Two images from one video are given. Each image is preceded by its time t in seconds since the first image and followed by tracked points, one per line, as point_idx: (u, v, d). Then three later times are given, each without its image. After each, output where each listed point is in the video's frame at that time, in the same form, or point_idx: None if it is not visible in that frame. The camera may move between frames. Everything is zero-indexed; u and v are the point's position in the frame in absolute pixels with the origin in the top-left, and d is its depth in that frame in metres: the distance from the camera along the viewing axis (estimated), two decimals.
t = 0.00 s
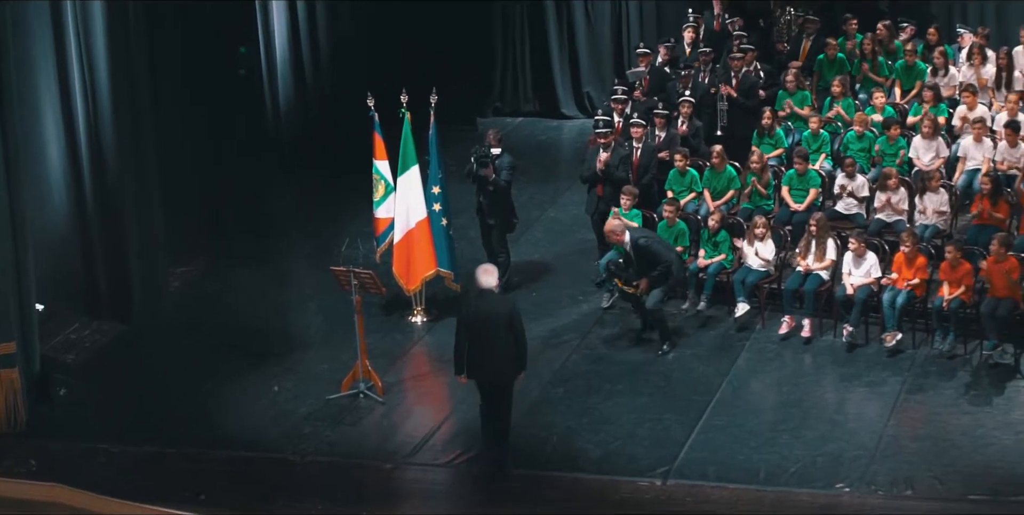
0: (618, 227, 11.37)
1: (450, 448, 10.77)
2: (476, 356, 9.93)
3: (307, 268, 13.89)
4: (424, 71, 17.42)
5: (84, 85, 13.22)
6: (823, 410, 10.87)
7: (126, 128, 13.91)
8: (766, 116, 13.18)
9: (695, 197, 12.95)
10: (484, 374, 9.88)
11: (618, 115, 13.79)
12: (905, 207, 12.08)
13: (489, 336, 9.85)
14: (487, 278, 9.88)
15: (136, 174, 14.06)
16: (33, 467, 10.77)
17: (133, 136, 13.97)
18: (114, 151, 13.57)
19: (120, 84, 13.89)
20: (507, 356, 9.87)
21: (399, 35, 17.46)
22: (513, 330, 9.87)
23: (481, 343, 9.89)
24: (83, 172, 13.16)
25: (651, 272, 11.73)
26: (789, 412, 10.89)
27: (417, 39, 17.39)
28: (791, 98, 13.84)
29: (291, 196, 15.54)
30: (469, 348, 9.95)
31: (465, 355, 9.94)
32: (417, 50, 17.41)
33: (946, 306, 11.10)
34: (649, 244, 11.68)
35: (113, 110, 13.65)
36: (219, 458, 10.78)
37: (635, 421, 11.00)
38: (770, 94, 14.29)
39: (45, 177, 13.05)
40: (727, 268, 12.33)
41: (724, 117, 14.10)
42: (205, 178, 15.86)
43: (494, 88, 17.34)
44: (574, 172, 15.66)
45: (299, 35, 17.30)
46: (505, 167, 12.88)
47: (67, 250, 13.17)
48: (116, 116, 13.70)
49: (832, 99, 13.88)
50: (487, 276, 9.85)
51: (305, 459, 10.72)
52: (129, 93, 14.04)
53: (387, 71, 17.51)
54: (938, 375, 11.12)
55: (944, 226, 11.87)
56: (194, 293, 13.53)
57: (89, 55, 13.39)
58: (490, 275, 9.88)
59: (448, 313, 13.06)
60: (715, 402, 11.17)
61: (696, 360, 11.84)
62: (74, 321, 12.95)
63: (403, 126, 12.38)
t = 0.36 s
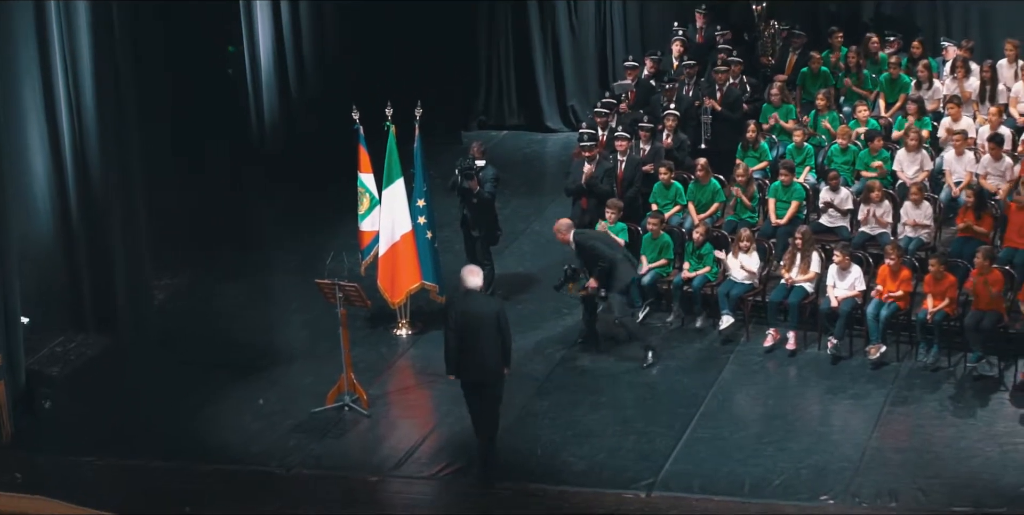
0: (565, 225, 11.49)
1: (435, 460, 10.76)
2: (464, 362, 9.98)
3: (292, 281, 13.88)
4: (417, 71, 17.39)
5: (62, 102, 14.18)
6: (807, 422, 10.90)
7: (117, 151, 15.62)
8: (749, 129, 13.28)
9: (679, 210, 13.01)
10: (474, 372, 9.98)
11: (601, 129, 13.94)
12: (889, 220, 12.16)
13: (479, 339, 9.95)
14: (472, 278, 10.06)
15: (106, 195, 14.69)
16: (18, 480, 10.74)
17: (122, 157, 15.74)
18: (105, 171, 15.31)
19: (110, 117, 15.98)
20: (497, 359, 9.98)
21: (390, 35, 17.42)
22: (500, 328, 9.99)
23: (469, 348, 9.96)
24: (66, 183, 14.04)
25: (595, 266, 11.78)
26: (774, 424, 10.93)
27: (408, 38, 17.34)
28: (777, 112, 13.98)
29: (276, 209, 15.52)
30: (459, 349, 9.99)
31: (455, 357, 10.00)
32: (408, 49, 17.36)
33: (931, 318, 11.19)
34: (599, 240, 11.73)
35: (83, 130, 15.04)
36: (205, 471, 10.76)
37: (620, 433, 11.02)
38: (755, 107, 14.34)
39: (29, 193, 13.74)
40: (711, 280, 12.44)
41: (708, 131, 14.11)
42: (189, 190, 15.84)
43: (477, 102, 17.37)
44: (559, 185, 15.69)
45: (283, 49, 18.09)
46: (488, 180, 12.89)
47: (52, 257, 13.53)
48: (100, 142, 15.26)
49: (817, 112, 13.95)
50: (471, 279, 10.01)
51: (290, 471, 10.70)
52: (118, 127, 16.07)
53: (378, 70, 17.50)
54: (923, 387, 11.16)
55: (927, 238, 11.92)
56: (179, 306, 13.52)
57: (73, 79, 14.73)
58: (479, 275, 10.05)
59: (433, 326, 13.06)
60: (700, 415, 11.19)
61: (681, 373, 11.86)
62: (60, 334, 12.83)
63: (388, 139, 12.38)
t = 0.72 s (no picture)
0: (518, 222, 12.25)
1: (420, 472, 10.76)
2: (447, 360, 10.50)
3: (277, 293, 13.88)
4: (416, 71, 17.33)
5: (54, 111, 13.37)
6: (791, 434, 10.93)
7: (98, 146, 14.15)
8: (733, 141, 13.38)
9: (663, 222, 13.05)
10: (455, 369, 10.49)
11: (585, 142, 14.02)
12: (873, 232, 12.25)
13: (460, 339, 10.47)
14: (455, 278, 10.56)
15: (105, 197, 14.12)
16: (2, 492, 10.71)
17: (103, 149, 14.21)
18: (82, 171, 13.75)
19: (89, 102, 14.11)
20: (480, 359, 10.52)
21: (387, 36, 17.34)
22: (483, 332, 10.49)
23: (453, 346, 10.48)
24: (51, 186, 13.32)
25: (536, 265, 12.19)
26: (758, 436, 10.96)
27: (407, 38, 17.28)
28: (761, 124, 14.02)
29: (261, 222, 15.53)
30: (441, 346, 10.52)
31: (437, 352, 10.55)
32: (405, 51, 17.29)
33: (914, 330, 11.25)
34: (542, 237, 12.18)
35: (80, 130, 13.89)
36: (189, 483, 10.75)
37: (604, 445, 11.04)
38: (739, 119, 14.38)
39: (17, 206, 12.99)
40: (695, 293, 12.45)
41: (692, 143, 14.20)
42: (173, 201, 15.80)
43: (463, 115, 17.53)
44: (543, 197, 15.73)
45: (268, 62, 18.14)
46: (471, 192, 12.96)
47: (35, 270, 13.17)
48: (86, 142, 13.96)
49: (801, 123, 14.00)
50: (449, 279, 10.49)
51: (275, 484, 10.69)
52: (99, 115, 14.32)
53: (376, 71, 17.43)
54: (906, 399, 11.21)
55: (911, 251, 11.99)
56: (163, 318, 13.51)
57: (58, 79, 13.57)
58: (460, 275, 10.53)
59: (418, 338, 13.06)
60: (685, 426, 11.22)
61: (665, 384, 11.89)
62: (43, 348, 12.81)
63: (374, 151, 12.40)
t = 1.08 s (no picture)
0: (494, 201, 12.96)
1: (404, 483, 10.75)
2: (427, 349, 10.73)
3: (261, 304, 13.89)
4: (416, 70, 17.50)
5: (37, 119, 12.99)
6: (775, 445, 10.95)
7: (81, 152, 13.51)
8: (716, 153, 13.48)
9: (647, 233, 13.12)
10: (436, 365, 10.74)
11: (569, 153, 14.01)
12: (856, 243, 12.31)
13: (439, 332, 10.71)
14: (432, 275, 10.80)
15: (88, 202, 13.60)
16: None
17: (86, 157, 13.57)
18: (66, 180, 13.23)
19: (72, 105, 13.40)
20: (455, 353, 10.77)
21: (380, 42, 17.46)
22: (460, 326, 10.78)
23: (431, 337, 10.71)
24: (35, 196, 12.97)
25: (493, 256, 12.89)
26: (742, 447, 10.98)
27: (402, 45, 17.42)
28: (745, 136, 14.10)
29: (244, 235, 15.54)
30: (423, 343, 10.73)
31: (417, 349, 10.76)
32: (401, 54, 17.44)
33: (897, 341, 11.33)
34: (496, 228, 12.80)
35: (63, 137, 13.26)
36: (172, 494, 10.72)
37: (588, 456, 11.04)
38: (722, 130, 14.47)
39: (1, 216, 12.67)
40: (678, 303, 12.50)
41: (676, 153, 14.23)
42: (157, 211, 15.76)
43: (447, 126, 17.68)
44: (527, 208, 15.81)
45: (250, 58, 17.36)
46: (452, 203, 12.99)
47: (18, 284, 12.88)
48: (70, 150, 13.32)
49: (785, 135, 14.09)
50: (425, 278, 10.72)
51: (258, 495, 10.66)
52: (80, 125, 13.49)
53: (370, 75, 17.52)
54: (889, 410, 11.25)
55: (894, 262, 12.09)
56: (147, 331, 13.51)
57: (42, 85, 13.08)
58: (436, 275, 10.72)
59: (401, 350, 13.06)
60: (668, 437, 11.24)
61: (648, 395, 11.91)
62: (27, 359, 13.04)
63: (357, 163, 12.41)
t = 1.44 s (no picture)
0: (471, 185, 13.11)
1: (388, 493, 10.73)
2: (401, 351, 10.85)
3: (244, 314, 13.87)
4: (410, 71, 17.63)
5: (20, 128, 13.03)
6: (758, 454, 10.98)
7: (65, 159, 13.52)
8: (699, 163, 13.50)
9: (630, 243, 13.15)
10: (416, 362, 10.85)
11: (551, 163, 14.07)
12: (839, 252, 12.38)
13: (411, 334, 10.82)
14: (403, 276, 10.85)
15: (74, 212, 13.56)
16: None
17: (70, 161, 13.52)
18: (50, 190, 13.24)
19: (55, 107, 13.32)
20: (427, 356, 10.89)
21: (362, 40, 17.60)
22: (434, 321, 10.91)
23: (409, 337, 10.80)
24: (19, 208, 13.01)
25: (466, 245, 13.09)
26: (725, 456, 11.00)
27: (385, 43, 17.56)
28: (727, 145, 14.17)
29: (227, 245, 15.52)
30: (401, 342, 10.82)
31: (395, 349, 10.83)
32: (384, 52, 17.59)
33: (880, 352, 11.41)
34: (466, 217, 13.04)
35: (47, 145, 13.24)
36: (155, 503, 10.68)
37: (572, 465, 11.05)
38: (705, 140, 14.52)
39: None
40: (661, 312, 12.54)
41: (659, 163, 14.30)
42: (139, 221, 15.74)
43: (429, 136, 17.70)
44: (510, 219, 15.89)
45: (233, 65, 17.39)
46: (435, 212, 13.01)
47: None
48: (54, 159, 13.36)
49: (768, 145, 14.11)
50: (398, 279, 10.78)
51: (241, 504, 10.62)
52: (64, 130, 13.43)
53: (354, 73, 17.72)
54: (872, 419, 11.29)
55: (877, 272, 12.13)
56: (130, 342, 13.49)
57: (23, 85, 13.07)
58: (408, 276, 10.80)
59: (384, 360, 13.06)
60: (652, 447, 11.25)
61: (632, 405, 11.92)
62: (10, 369, 12.98)
63: (340, 174, 12.39)
